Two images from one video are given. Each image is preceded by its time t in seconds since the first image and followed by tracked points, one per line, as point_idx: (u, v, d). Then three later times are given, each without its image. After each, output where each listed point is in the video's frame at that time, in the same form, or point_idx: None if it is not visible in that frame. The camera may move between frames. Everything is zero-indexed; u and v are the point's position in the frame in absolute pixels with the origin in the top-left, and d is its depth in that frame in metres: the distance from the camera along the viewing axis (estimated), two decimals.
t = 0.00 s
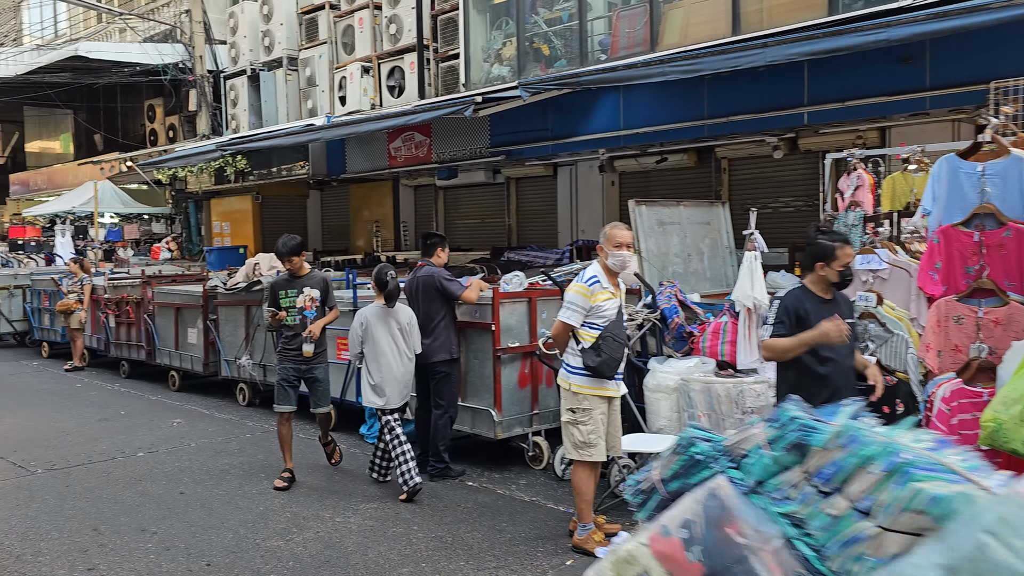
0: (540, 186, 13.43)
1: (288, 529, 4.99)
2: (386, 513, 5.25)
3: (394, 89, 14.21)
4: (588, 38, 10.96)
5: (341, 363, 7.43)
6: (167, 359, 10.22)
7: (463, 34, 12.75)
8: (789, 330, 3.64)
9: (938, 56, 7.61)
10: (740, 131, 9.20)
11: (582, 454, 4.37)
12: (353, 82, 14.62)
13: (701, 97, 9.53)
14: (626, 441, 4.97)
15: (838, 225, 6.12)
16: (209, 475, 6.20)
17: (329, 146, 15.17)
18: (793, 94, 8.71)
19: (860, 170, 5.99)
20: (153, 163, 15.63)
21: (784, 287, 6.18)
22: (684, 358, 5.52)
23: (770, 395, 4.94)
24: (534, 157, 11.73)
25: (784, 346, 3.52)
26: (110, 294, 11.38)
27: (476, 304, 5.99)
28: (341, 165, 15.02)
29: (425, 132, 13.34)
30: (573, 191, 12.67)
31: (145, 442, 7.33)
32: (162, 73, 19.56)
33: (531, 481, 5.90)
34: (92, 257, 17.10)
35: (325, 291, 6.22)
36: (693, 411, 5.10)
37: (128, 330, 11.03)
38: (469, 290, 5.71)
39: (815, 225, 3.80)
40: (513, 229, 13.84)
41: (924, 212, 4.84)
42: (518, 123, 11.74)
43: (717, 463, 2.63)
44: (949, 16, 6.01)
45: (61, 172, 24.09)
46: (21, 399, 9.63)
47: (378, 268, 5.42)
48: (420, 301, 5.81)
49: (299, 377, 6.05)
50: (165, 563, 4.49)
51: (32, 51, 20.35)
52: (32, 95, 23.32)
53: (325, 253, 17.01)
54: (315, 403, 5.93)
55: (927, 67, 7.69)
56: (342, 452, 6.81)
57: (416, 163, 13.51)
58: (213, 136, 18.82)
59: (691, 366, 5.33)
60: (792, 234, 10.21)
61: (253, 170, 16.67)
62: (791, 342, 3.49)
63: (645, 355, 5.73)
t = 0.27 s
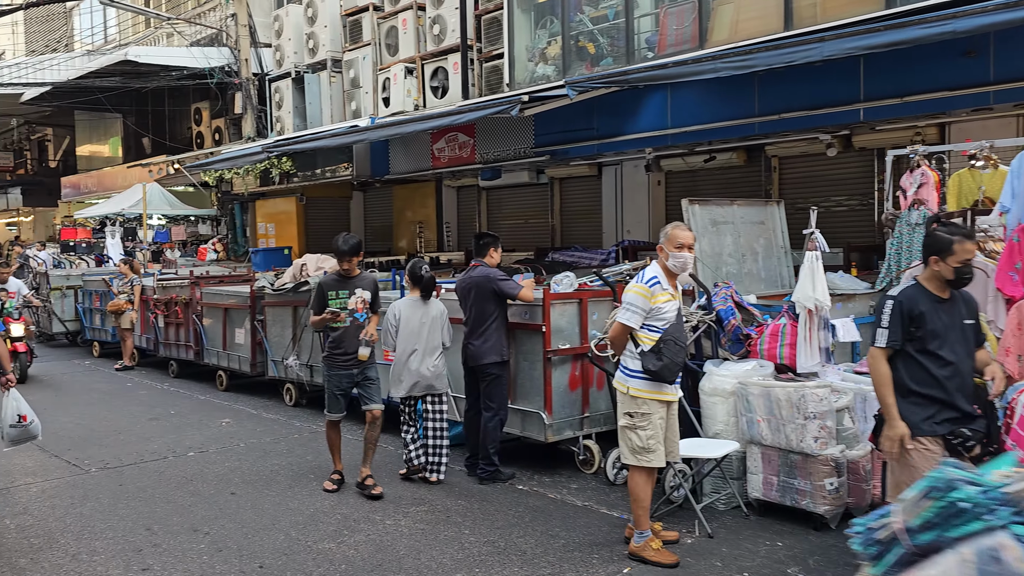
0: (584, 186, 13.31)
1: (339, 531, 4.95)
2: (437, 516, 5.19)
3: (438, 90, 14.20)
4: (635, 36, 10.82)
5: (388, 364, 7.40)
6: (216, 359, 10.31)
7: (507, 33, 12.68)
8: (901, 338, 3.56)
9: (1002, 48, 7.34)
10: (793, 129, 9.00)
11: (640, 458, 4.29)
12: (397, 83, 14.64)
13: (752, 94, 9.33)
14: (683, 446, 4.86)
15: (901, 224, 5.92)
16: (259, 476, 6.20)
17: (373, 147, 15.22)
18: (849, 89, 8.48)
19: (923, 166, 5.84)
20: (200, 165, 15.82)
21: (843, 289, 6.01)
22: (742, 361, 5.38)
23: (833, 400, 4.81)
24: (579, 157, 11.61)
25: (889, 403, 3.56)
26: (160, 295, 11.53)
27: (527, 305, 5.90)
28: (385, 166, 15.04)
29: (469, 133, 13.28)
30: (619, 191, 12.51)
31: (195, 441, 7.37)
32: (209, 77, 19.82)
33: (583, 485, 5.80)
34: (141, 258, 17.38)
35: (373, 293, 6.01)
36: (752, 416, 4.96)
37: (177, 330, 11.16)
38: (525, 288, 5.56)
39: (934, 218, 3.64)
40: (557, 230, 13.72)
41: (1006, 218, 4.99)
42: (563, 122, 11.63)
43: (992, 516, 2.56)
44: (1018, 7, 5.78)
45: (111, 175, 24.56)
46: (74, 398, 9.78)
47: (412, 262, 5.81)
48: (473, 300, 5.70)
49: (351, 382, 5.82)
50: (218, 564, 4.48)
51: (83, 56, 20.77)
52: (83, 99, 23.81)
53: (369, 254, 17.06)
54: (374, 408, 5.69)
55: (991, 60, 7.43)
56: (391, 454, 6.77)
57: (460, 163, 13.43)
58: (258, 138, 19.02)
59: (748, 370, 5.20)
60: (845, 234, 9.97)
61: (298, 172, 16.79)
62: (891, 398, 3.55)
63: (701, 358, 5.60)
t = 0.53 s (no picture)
0: (623, 183, 13.17)
1: (387, 529, 4.90)
2: (486, 515, 5.13)
3: (475, 86, 14.15)
4: (677, 29, 10.67)
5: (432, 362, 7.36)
6: (257, 356, 10.35)
7: (546, 29, 12.58)
8: (1003, 348, 3.48)
9: None
10: (841, 122, 8.80)
11: (697, 459, 4.22)
12: (435, 80, 14.60)
13: (799, 87, 9.14)
14: (738, 446, 4.76)
15: (960, 218, 5.91)
16: (304, 473, 6.19)
17: (410, 144, 15.20)
18: (900, 81, 8.27)
19: (985, 160, 5.74)
20: (239, 163, 15.92)
21: (901, 285, 5.84)
22: (796, 359, 5.25)
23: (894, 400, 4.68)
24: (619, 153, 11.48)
25: (1003, 405, 3.39)
26: (202, 292, 11.62)
27: (575, 302, 5.81)
28: (422, 163, 15.02)
29: (507, 129, 13.19)
30: (659, 188, 12.36)
31: (240, 438, 7.40)
32: (247, 75, 19.96)
33: (632, 485, 5.71)
34: (181, 256, 17.56)
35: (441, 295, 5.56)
36: (810, 415, 4.83)
37: (219, 327, 11.24)
38: (579, 286, 5.56)
39: None
40: (596, 227, 13.60)
41: None
42: (603, 117, 11.50)
43: None
44: None
45: (151, 174, 24.89)
46: (118, 394, 9.88)
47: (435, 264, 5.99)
48: (525, 297, 5.69)
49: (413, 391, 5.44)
50: (268, 561, 4.45)
51: (124, 57, 21.04)
52: (124, 99, 24.14)
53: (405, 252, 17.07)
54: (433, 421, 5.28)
55: None
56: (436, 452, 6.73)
57: (498, 160, 13.32)
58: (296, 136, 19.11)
59: (805, 368, 5.07)
60: (894, 230, 9.75)
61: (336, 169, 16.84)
62: (1002, 401, 3.40)
63: (754, 357, 5.48)
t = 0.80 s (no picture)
0: (656, 174, 13.05)
1: (432, 523, 4.88)
2: (530, 509, 5.09)
3: (506, 77, 14.07)
4: (713, 18, 10.52)
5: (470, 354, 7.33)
6: (292, 347, 10.38)
7: (579, 19, 12.47)
8: None
9: None
10: (883, 112, 8.64)
11: (748, 455, 4.15)
12: (466, 71, 14.54)
13: (840, 76, 8.97)
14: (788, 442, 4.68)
15: (1016, 210, 5.72)
16: (345, 465, 6.19)
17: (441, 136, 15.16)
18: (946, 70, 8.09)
19: None
20: (270, 156, 15.97)
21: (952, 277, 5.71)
22: (846, 353, 5.16)
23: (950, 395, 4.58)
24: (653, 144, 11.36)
25: None
26: (236, 284, 11.68)
27: (619, 295, 5.75)
28: (453, 155, 14.98)
29: (539, 121, 13.08)
30: (693, 179, 12.23)
31: (278, 430, 7.42)
32: (278, 68, 20.00)
33: (676, 480, 5.65)
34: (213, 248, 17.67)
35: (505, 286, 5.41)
36: (861, 411, 4.74)
37: (253, 318, 11.28)
38: (625, 280, 5.57)
39: None
40: (628, 218, 13.49)
41: None
42: (637, 108, 11.38)
43: None
44: None
45: (182, 167, 25.08)
46: (156, 385, 9.95)
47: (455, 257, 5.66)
48: (570, 289, 5.71)
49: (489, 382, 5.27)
50: (315, 554, 4.44)
51: (155, 50, 21.17)
52: (155, 92, 24.31)
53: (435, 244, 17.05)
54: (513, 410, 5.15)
55: None
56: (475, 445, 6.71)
57: (530, 151, 13.24)
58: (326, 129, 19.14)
59: (855, 363, 4.98)
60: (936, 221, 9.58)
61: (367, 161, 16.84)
62: None
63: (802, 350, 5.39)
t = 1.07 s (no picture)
0: (681, 167, 12.93)
1: (466, 518, 4.84)
2: (564, 504, 5.05)
3: (529, 70, 13.98)
4: (741, 9, 10.40)
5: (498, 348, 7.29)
6: (317, 340, 10.38)
7: (604, 10, 12.37)
8: None
9: None
10: (917, 102, 8.49)
11: (788, 450, 4.07)
12: (488, 64, 14.47)
13: (872, 67, 8.83)
14: (829, 438, 4.59)
15: None
16: (375, 459, 6.17)
17: (464, 129, 15.11)
18: (982, 60, 7.94)
19: None
20: (293, 149, 15.96)
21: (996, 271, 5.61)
22: (886, 348, 5.08)
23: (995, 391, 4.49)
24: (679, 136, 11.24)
25: None
26: (260, 277, 11.70)
27: (652, 288, 5.68)
28: (476, 148, 14.92)
29: (563, 113, 12.98)
30: (719, 171, 12.10)
31: (306, 423, 7.41)
32: (299, 61, 20.00)
33: (710, 476, 5.58)
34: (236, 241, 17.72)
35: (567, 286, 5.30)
36: (903, 407, 4.66)
37: (278, 311, 11.29)
38: (658, 273, 5.51)
39: None
40: (652, 211, 13.38)
41: None
42: (663, 101, 11.27)
43: None
44: None
45: (203, 160, 25.18)
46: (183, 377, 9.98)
47: (470, 245, 6.48)
48: (602, 283, 5.65)
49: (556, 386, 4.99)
50: (350, 548, 4.42)
51: (177, 44, 21.23)
52: (177, 86, 24.40)
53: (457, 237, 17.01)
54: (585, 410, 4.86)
55: None
56: (504, 439, 6.66)
57: (553, 144, 13.16)
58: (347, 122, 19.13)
59: (895, 358, 4.90)
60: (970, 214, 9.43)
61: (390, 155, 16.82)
62: None
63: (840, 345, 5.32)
